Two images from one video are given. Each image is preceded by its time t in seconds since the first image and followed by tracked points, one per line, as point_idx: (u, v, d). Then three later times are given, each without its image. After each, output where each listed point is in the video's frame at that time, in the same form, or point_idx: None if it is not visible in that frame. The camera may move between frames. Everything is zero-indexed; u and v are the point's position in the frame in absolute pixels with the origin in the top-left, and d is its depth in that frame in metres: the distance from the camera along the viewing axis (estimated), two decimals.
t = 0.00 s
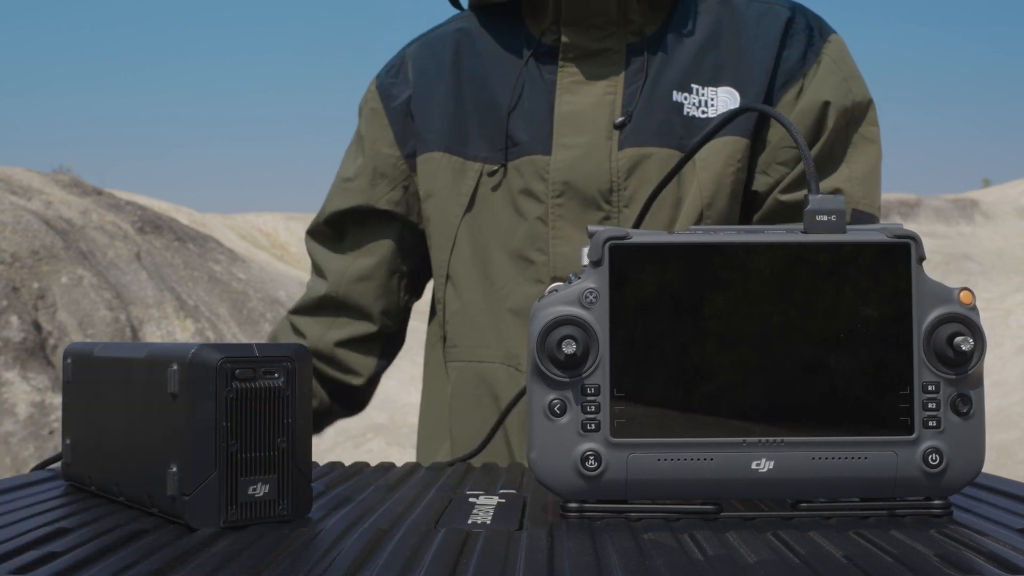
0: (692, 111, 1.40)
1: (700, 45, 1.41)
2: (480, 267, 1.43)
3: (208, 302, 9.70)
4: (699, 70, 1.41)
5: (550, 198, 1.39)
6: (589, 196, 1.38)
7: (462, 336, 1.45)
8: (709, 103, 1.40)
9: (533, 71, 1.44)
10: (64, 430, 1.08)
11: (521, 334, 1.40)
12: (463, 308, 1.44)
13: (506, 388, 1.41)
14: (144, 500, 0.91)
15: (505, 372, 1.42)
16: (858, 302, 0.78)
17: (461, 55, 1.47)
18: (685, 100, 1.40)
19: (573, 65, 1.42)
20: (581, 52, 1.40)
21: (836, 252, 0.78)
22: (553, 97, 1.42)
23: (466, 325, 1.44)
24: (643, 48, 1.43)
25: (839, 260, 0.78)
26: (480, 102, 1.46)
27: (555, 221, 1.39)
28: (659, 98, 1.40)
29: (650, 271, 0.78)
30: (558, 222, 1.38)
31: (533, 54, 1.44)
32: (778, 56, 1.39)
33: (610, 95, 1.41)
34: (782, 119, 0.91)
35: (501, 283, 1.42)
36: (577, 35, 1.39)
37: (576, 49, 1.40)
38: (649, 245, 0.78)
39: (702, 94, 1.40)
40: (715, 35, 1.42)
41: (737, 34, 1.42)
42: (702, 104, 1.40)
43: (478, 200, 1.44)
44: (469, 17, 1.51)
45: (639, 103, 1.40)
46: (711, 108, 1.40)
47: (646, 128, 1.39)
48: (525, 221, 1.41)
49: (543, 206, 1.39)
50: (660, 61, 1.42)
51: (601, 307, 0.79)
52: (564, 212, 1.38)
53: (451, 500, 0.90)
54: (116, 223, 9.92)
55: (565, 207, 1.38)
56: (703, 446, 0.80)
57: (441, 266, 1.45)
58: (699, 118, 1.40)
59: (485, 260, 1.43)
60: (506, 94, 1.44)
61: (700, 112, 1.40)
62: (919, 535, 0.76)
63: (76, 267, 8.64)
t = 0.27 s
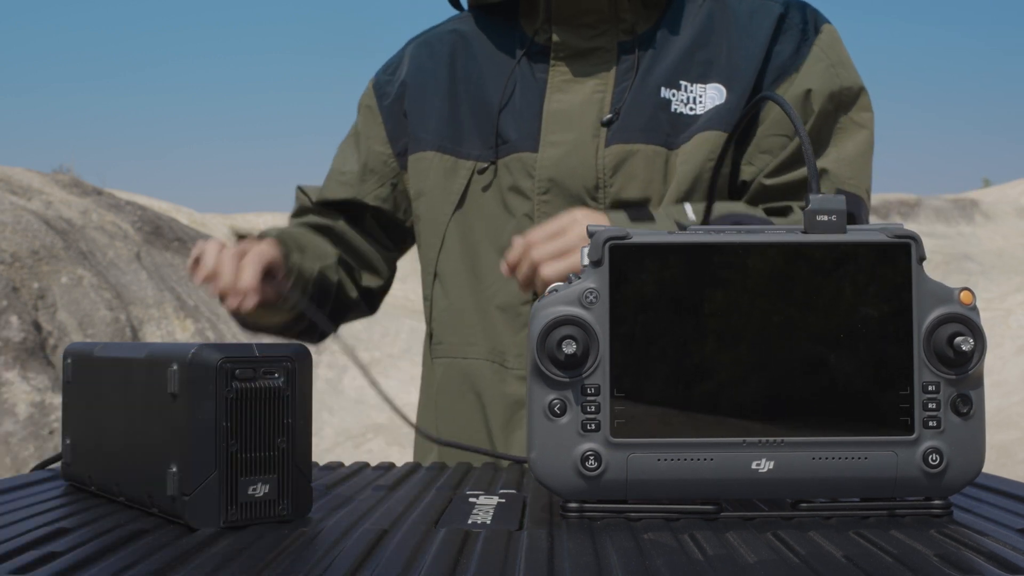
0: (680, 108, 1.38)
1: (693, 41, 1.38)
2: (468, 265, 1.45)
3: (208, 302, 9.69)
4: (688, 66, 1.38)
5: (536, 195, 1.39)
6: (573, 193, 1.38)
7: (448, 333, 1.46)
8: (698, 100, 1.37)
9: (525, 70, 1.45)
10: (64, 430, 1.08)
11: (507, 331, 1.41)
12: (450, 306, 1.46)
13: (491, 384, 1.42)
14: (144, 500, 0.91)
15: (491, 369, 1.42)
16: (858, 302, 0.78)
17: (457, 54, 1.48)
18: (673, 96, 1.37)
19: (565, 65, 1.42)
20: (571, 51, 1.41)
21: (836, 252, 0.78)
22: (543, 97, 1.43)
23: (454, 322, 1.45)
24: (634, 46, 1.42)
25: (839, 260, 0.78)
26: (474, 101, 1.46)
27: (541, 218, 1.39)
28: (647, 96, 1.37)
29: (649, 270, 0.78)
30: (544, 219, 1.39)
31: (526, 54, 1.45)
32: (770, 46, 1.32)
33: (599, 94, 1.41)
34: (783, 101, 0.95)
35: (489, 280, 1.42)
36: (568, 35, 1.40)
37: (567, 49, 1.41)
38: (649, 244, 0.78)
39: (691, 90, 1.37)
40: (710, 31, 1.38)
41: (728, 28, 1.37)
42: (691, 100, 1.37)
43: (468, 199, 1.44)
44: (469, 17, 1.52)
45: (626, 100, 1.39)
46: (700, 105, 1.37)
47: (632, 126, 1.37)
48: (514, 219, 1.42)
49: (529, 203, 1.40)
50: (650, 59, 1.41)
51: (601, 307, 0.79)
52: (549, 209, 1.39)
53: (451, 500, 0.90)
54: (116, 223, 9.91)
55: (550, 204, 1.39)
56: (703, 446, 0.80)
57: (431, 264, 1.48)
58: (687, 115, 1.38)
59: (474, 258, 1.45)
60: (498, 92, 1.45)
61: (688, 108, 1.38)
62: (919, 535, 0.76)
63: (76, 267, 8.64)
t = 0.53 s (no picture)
0: (667, 100, 1.37)
1: (682, 35, 1.39)
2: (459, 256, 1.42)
3: (208, 302, 9.69)
4: (676, 61, 1.39)
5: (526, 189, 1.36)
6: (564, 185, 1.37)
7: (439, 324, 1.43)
8: (683, 92, 1.38)
9: (516, 66, 1.45)
10: (64, 430, 1.08)
11: (496, 327, 1.38)
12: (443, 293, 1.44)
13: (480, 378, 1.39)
14: (144, 500, 0.91)
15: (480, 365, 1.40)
16: (858, 302, 0.78)
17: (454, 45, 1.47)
18: (660, 88, 1.37)
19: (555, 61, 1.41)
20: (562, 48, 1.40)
21: (835, 252, 0.78)
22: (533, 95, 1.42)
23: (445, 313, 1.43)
24: (625, 42, 1.42)
25: (839, 260, 0.78)
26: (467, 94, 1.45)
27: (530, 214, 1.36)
28: (634, 89, 1.37)
29: (649, 270, 0.78)
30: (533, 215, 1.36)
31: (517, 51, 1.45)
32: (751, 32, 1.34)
33: (588, 90, 1.41)
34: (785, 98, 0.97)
35: (478, 272, 1.39)
36: (559, 32, 1.40)
37: (558, 45, 1.40)
38: (649, 244, 0.78)
39: (676, 83, 1.38)
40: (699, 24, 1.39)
41: (716, 22, 1.38)
42: (677, 93, 1.38)
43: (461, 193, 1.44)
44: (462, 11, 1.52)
45: (615, 96, 1.38)
46: (685, 96, 1.37)
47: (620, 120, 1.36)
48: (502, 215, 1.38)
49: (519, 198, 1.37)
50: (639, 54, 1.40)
51: (601, 307, 0.79)
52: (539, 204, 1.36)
53: (451, 500, 0.90)
54: (116, 223, 9.91)
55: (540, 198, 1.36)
56: (703, 446, 0.80)
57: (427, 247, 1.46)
58: (674, 107, 1.37)
59: (463, 255, 1.42)
60: (490, 90, 1.45)
61: (675, 101, 1.38)
62: (919, 535, 0.76)
63: (76, 267, 8.64)
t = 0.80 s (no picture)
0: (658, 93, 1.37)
1: (671, 28, 1.39)
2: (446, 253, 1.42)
3: (208, 302, 9.69)
4: (666, 53, 1.39)
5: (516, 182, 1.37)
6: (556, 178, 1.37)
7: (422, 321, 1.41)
8: (673, 84, 1.38)
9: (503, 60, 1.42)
10: (64, 430, 1.08)
11: (487, 321, 1.37)
12: (426, 288, 1.42)
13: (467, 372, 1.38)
14: (144, 500, 0.91)
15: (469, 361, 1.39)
16: (858, 302, 0.78)
17: (445, 37, 1.46)
18: (651, 82, 1.37)
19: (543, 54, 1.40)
20: (551, 41, 1.39)
21: (835, 252, 0.78)
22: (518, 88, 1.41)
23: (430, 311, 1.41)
24: (614, 36, 1.43)
25: (838, 260, 0.78)
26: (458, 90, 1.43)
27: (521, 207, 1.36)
28: (625, 82, 1.36)
29: (649, 270, 0.78)
30: (525, 208, 1.36)
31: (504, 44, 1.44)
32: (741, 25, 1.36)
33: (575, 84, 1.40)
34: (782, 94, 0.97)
35: (464, 270, 1.39)
36: (548, 25, 1.39)
37: (547, 38, 1.39)
38: (649, 244, 0.78)
39: (667, 76, 1.38)
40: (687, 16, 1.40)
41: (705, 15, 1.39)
42: (667, 86, 1.38)
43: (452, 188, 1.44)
44: (449, 2, 1.50)
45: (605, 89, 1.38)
46: (676, 89, 1.37)
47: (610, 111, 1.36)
48: (490, 206, 1.38)
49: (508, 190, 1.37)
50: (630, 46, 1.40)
51: (601, 307, 0.79)
52: (530, 196, 1.36)
53: (451, 500, 0.90)
54: (116, 222, 9.92)
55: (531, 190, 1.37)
56: (703, 446, 0.80)
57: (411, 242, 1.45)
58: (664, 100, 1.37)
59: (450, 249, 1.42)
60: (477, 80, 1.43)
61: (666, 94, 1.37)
62: (919, 536, 0.76)
63: (76, 266, 8.63)
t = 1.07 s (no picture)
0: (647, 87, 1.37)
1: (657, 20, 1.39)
2: (441, 256, 1.42)
3: (208, 302, 9.68)
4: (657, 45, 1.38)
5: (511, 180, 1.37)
6: (554, 176, 1.37)
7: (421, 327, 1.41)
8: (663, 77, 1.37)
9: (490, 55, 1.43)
10: (64, 430, 1.08)
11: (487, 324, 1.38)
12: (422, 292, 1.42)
13: (471, 374, 1.38)
14: (144, 500, 0.91)
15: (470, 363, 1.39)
16: (858, 302, 0.78)
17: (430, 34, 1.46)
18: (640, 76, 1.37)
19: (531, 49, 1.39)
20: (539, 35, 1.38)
21: (835, 252, 0.78)
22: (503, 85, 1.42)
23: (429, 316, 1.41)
24: (603, 29, 1.42)
25: (839, 260, 0.78)
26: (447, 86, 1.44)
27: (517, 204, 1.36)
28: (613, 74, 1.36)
29: (649, 270, 0.78)
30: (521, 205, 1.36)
31: (490, 40, 1.44)
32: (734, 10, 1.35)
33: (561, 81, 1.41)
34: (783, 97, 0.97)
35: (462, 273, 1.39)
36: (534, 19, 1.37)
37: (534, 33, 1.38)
38: (649, 244, 0.78)
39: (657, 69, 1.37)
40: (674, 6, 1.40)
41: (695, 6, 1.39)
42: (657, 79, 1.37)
43: (444, 188, 1.44)
44: None
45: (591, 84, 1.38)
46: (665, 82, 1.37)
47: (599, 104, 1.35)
48: (485, 205, 1.39)
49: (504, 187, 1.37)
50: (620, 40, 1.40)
51: (601, 307, 0.79)
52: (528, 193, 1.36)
53: (451, 500, 0.90)
54: (116, 222, 9.91)
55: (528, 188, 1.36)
56: (703, 446, 0.80)
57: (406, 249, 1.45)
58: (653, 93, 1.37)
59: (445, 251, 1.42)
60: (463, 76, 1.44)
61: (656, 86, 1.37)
62: (919, 535, 0.76)
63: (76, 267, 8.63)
